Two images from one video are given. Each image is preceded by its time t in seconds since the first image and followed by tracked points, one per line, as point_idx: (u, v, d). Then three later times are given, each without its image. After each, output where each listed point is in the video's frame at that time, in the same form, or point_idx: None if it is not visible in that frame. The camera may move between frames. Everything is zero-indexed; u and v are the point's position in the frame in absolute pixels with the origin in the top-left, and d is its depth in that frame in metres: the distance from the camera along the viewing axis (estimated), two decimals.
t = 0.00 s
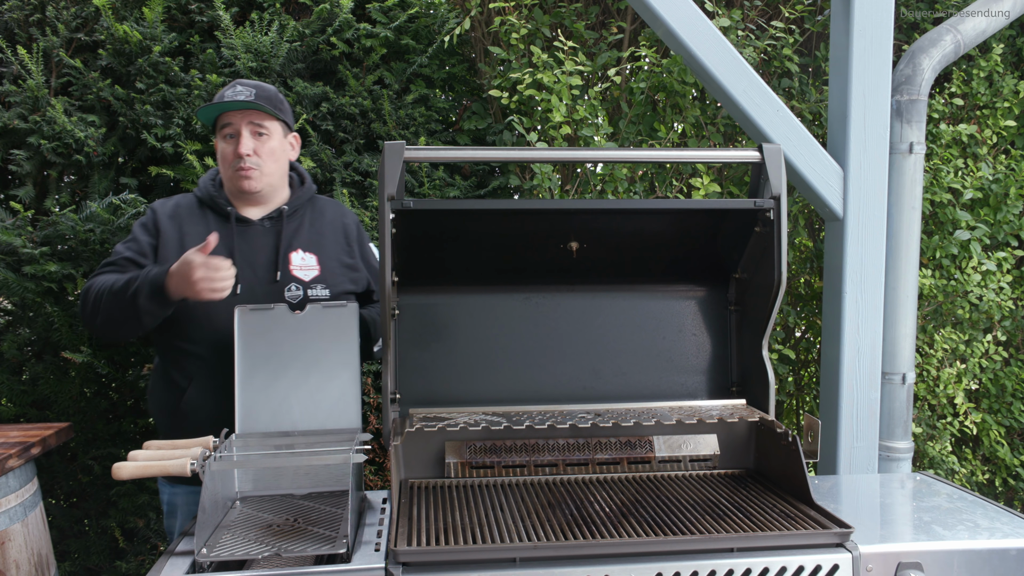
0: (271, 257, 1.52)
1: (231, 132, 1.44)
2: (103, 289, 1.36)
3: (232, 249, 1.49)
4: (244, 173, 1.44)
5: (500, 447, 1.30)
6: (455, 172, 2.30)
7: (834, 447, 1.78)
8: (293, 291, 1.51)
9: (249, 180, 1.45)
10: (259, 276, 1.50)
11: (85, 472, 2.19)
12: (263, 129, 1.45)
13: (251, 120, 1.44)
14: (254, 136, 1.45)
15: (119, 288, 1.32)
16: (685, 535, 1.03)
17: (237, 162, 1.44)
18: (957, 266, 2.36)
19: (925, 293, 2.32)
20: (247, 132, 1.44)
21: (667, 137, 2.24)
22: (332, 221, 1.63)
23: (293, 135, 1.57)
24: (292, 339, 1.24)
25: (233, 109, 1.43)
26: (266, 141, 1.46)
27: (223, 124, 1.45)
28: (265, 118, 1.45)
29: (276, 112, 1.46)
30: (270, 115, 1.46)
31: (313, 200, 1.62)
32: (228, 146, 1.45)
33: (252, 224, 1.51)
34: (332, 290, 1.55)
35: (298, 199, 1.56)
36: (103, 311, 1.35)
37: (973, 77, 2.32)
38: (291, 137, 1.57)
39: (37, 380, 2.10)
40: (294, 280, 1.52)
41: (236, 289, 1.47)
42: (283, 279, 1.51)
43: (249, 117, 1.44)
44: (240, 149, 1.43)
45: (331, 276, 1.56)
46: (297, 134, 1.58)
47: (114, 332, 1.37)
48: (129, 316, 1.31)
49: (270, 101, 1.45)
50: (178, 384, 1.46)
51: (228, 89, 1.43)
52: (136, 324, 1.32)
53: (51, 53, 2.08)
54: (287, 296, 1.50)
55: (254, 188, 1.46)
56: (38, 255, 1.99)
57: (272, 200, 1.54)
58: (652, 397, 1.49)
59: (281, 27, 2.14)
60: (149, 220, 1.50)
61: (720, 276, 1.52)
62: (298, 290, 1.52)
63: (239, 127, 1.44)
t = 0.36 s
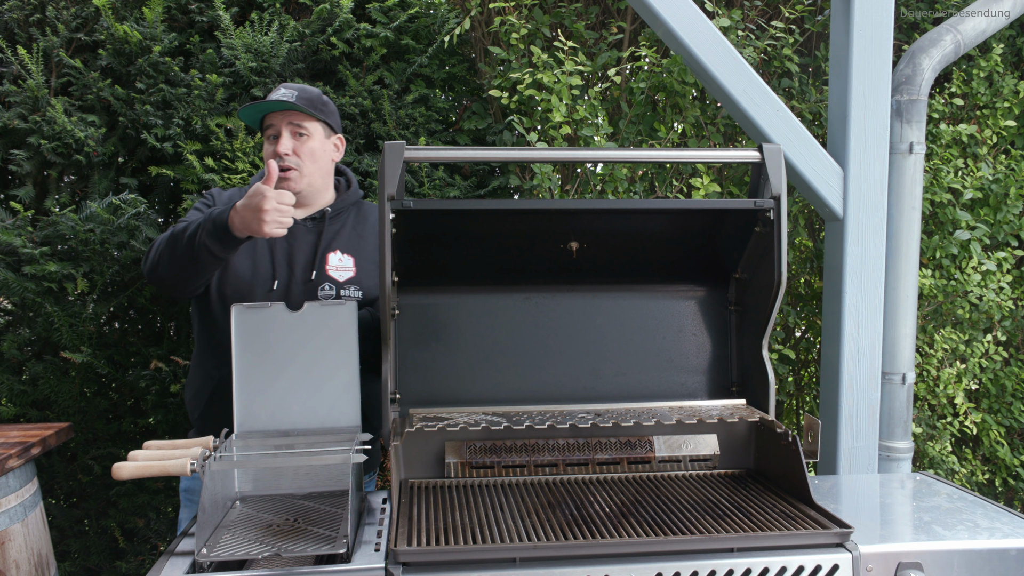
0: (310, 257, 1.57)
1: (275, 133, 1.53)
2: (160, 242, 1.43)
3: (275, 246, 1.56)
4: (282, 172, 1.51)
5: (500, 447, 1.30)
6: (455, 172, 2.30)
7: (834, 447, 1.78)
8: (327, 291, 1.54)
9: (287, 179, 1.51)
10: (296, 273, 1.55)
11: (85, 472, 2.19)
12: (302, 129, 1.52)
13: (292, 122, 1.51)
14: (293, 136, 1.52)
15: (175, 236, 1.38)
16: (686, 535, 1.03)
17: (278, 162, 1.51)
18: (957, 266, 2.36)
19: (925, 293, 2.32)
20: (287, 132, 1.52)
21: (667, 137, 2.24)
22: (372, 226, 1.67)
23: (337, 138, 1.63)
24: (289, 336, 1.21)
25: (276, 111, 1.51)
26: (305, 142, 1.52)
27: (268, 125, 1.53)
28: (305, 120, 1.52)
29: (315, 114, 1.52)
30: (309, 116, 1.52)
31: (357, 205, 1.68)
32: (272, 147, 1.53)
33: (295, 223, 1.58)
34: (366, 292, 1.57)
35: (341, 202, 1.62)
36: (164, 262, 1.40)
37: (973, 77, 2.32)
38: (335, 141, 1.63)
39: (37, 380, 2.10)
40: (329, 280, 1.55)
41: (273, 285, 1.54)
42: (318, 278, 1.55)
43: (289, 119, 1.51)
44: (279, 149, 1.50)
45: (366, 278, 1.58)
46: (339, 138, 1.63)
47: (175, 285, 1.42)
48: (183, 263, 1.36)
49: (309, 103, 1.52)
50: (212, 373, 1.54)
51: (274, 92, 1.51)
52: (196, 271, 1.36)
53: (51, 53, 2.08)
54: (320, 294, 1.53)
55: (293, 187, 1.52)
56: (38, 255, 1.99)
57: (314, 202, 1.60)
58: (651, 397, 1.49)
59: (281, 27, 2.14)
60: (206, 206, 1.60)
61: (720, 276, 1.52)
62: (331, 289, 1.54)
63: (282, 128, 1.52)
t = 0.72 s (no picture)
0: (320, 258, 1.57)
1: (286, 134, 1.53)
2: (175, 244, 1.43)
3: (286, 246, 1.56)
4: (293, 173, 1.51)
5: (500, 447, 1.30)
6: (455, 172, 2.30)
7: (834, 447, 1.78)
8: (335, 291, 1.53)
9: (298, 180, 1.51)
10: (306, 274, 1.55)
11: (86, 472, 2.19)
12: (313, 131, 1.52)
13: (303, 123, 1.52)
14: (305, 138, 1.52)
15: (190, 237, 1.38)
16: (686, 535, 1.03)
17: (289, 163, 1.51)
18: (957, 266, 2.36)
19: (925, 293, 2.32)
20: (298, 134, 1.52)
21: (667, 137, 2.24)
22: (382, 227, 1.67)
23: (348, 138, 1.63)
24: (287, 337, 1.21)
25: (287, 113, 1.52)
26: (316, 143, 1.52)
27: (279, 127, 1.54)
28: (316, 122, 1.52)
29: (326, 115, 1.52)
30: (321, 118, 1.52)
31: (368, 206, 1.68)
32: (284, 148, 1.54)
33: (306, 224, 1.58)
34: (375, 293, 1.57)
35: (352, 203, 1.63)
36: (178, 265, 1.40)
37: (973, 77, 2.32)
38: (346, 141, 1.63)
39: (37, 380, 2.10)
40: (337, 281, 1.55)
41: (283, 285, 1.54)
42: (327, 279, 1.54)
43: (301, 120, 1.51)
44: (290, 150, 1.50)
45: (375, 279, 1.58)
46: (350, 138, 1.64)
47: (192, 286, 1.43)
48: (199, 264, 1.37)
49: (320, 104, 1.52)
50: (218, 373, 1.54)
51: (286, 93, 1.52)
52: (212, 271, 1.37)
53: (51, 53, 2.08)
54: (328, 294, 1.52)
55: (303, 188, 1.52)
56: (37, 255, 1.99)
57: (325, 203, 1.60)
58: (651, 397, 1.48)
59: (281, 27, 2.14)
60: (216, 207, 1.60)
61: (720, 276, 1.52)
62: (339, 290, 1.54)
63: (293, 130, 1.52)
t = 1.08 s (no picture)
0: (317, 258, 1.57)
1: (283, 135, 1.53)
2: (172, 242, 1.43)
3: (282, 246, 1.56)
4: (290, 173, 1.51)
5: (500, 447, 1.30)
6: (455, 172, 2.30)
7: (834, 447, 1.78)
8: (333, 291, 1.54)
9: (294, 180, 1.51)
10: (303, 274, 1.55)
11: (86, 472, 2.19)
12: (311, 131, 1.52)
13: (300, 123, 1.52)
14: (302, 138, 1.52)
15: (185, 236, 1.38)
16: (686, 535, 1.03)
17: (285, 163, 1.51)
18: (957, 266, 2.36)
19: (925, 293, 2.32)
20: (295, 135, 1.52)
21: (667, 137, 2.24)
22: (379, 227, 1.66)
23: (344, 139, 1.63)
24: (286, 337, 1.21)
25: (284, 113, 1.52)
26: (313, 143, 1.52)
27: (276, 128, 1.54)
28: (313, 122, 1.52)
29: (323, 115, 1.53)
30: (318, 118, 1.53)
31: (365, 206, 1.68)
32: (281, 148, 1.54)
33: (303, 224, 1.58)
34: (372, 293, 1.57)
35: (349, 203, 1.62)
36: (173, 264, 1.40)
37: (973, 77, 2.32)
38: (343, 141, 1.64)
39: (37, 380, 2.10)
40: (334, 281, 1.55)
41: (280, 285, 1.54)
42: (324, 279, 1.55)
43: (298, 120, 1.52)
44: (287, 150, 1.50)
45: (372, 280, 1.58)
46: (348, 138, 1.64)
47: (187, 285, 1.43)
48: (195, 263, 1.37)
49: (317, 104, 1.52)
50: (215, 373, 1.54)
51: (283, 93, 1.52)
52: (207, 270, 1.37)
53: (51, 53, 2.09)
54: (326, 295, 1.53)
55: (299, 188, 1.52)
56: (37, 255, 1.99)
57: (322, 204, 1.59)
58: (651, 397, 1.48)
59: (281, 27, 2.14)
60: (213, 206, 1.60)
61: (720, 276, 1.52)
62: (336, 291, 1.54)
63: (290, 130, 1.53)
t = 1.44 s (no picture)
0: (315, 258, 1.57)
1: (288, 132, 1.52)
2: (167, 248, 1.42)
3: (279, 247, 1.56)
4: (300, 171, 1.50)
5: (500, 447, 1.30)
6: (456, 172, 2.31)
7: (834, 447, 1.78)
8: (332, 292, 1.54)
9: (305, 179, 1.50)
10: (301, 274, 1.56)
11: (86, 472, 2.20)
12: (318, 129, 1.52)
13: (308, 121, 1.51)
14: (309, 136, 1.52)
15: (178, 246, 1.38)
16: (686, 535, 1.03)
17: (294, 161, 1.50)
18: (957, 266, 2.36)
19: (925, 293, 2.32)
20: (302, 132, 1.51)
21: (667, 137, 2.24)
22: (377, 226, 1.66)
23: (345, 138, 1.64)
24: (286, 337, 1.21)
25: (292, 109, 1.51)
26: (322, 141, 1.53)
27: (281, 124, 1.52)
28: (322, 120, 1.52)
29: (331, 114, 1.53)
30: (326, 116, 1.53)
31: (362, 205, 1.67)
32: (286, 145, 1.52)
33: (300, 224, 1.58)
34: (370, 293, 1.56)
35: (346, 203, 1.62)
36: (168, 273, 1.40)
37: (973, 77, 2.32)
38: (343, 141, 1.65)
39: (37, 380, 2.10)
40: (333, 281, 1.55)
41: (278, 285, 1.54)
42: (323, 279, 1.55)
43: (306, 118, 1.51)
44: (298, 148, 1.50)
45: (370, 279, 1.58)
46: (348, 138, 1.65)
47: (183, 293, 1.43)
48: (190, 272, 1.37)
49: (326, 102, 1.52)
50: (213, 375, 1.54)
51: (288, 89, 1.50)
52: (203, 279, 1.37)
53: (51, 53, 2.09)
54: (325, 295, 1.53)
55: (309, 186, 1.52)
56: (37, 255, 1.99)
57: (322, 202, 1.60)
58: (651, 397, 1.48)
59: (281, 27, 2.14)
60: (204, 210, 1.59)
61: (720, 276, 1.52)
62: (335, 291, 1.54)
63: (297, 127, 1.52)
